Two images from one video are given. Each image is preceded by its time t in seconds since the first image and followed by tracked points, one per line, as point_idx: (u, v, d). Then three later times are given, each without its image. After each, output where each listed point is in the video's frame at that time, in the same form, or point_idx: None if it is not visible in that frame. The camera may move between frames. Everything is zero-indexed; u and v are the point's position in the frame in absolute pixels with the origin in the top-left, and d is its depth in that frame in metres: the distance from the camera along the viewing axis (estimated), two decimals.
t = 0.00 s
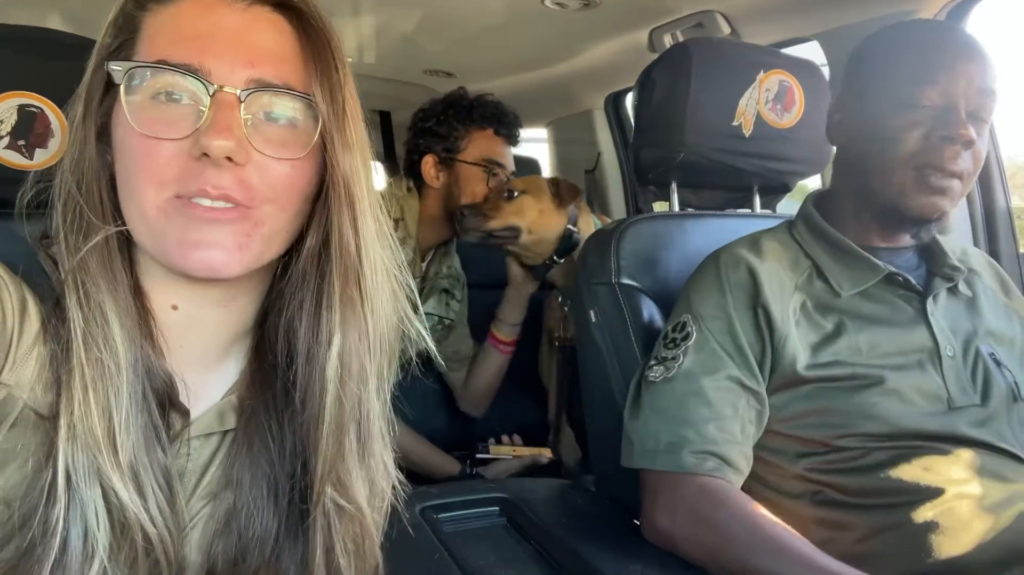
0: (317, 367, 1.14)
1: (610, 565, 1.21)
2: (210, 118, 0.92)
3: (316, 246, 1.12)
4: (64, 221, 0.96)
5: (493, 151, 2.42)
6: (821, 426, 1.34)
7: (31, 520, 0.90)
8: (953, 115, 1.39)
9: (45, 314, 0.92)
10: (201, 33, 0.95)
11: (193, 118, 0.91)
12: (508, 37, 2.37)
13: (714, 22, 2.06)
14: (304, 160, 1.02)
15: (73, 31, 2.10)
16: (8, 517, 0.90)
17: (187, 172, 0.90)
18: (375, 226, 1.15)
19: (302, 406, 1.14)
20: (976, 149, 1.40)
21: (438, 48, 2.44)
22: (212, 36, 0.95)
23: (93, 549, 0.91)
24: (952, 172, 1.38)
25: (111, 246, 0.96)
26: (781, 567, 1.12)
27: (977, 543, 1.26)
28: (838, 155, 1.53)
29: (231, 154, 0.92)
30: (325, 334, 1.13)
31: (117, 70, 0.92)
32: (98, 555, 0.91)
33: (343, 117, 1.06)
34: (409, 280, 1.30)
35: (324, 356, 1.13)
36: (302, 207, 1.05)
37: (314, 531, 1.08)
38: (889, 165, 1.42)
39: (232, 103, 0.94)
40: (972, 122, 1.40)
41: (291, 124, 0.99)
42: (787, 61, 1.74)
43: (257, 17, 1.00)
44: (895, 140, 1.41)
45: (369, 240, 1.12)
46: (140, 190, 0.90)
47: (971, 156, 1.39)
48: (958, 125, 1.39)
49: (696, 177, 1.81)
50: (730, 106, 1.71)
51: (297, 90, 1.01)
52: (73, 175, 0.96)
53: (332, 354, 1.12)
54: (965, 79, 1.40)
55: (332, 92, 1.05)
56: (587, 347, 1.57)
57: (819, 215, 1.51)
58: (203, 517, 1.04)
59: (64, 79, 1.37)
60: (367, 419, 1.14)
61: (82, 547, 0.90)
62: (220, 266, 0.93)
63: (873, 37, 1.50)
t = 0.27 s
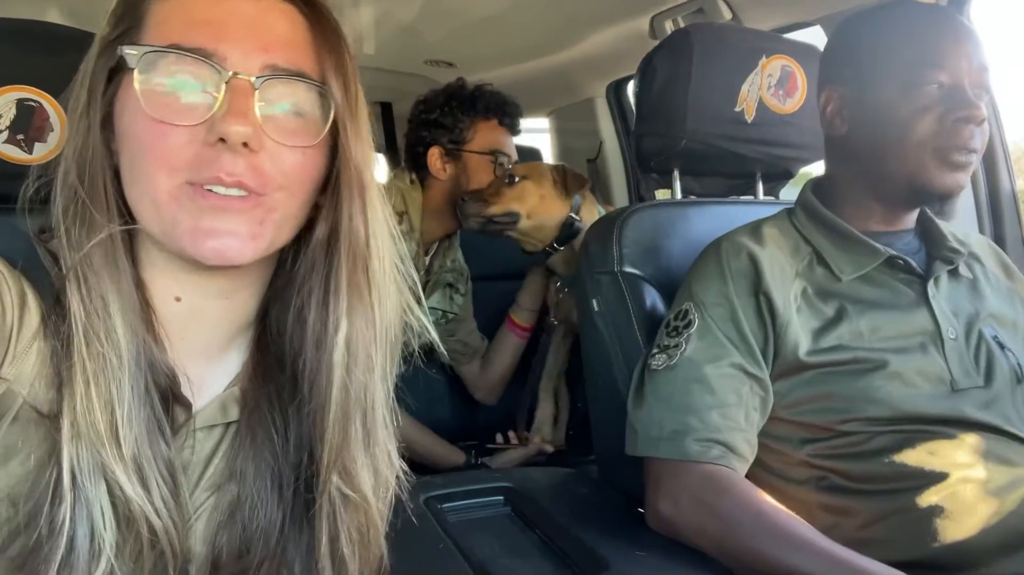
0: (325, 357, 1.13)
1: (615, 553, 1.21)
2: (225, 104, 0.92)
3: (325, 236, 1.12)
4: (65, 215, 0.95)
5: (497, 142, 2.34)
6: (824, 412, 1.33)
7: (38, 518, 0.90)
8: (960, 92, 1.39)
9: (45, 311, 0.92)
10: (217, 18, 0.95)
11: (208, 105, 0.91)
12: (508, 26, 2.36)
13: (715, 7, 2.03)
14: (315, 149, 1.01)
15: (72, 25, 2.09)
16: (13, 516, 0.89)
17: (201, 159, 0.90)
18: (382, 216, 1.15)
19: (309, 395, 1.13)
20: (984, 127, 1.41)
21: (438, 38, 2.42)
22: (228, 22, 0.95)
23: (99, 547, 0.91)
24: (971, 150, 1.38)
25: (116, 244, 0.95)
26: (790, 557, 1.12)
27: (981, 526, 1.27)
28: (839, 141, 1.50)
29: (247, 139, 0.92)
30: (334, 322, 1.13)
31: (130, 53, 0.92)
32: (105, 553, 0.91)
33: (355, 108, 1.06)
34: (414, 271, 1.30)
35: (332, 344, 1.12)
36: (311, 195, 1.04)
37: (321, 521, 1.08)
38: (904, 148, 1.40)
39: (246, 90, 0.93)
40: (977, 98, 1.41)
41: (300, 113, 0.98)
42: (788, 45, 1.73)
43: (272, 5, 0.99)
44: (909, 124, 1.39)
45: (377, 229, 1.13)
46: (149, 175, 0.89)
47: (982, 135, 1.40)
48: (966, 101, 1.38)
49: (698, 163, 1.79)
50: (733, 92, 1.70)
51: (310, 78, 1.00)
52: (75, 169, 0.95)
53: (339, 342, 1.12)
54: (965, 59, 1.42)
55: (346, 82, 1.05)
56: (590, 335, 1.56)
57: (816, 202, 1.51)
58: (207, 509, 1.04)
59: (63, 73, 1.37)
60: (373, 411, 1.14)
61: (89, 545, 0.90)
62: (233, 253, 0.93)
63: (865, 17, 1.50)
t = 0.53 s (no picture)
0: (345, 354, 1.14)
1: (619, 554, 1.21)
2: (241, 105, 0.92)
3: (339, 237, 1.13)
4: (72, 223, 0.94)
5: (505, 148, 2.26)
6: (827, 411, 1.33)
7: (44, 528, 0.89)
8: (964, 86, 1.37)
9: (46, 317, 0.91)
10: (228, 19, 0.95)
11: (222, 106, 0.91)
12: (509, 23, 2.35)
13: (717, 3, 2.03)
14: (326, 149, 1.02)
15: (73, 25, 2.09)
16: (17, 526, 0.88)
17: (219, 160, 0.89)
18: (397, 216, 1.17)
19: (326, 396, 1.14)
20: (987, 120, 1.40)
21: (440, 35, 2.42)
22: (240, 23, 0.95)
23: (106, 559, 0.91)
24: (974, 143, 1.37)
25: (125, 256, 0.94)
26: (794, 556, 1.12)
27: (985, 525, 1.26)
28: (842, 138, 1.49)
29: (266, 139, 0.93)
30: (352, 324, 1.13)
31: (147, 55, 0.91)
32: (112, 564, 0.91)
33: (370, 110, 1.08)
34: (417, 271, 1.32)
35: (355, 341, 1.13)
36: (321, 195, 1.05)
37: (330, 514, 1.10)
38: (908, 143, 1.39)
39: (260, 90, 0.94)
40: (981, 91, 1.40)
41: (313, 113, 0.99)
42: (790, 41, 1.70)
43: (280, 7, 1.00)
44: (912, 120, 1.38)
45: (394, 230, 1.15)
46: (164, 174, 0.88)
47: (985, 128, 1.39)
48: (970, 95, 1.37)
49: (701, 161, 1.79)
50: (736, 89, 1.69)
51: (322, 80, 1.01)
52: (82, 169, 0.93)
53: (365, 338, 1.14)
54: (969, 52, 1.40)
55: (363, 84, 1.08)
56: (593, 333, 1.56)
57: (820, 200, 1.50)
58: (209, 510, 1.04)
59: (64, 74, 1.37)
60: (385, 411, 1.16)
61: (95, 556, 0.90)
62: (250, 268, 0.92)
63: (865, 12, 1.49)
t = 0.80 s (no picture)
0: (340, 353, 1.14)
1: (620, 555, 1.21)
2: (243, 111, 0.92)
3: (337, 239, 1.13)
4: (73, 230, 0.94)
5: (482, 130, 2.31)
6: (828, 413, 1.33)
7: (49, 528, 0.89)
8: (963, 91, 1.38)
9: (49, 317, 0.90)
10: (230, 26, 0.95)
11: (224, 111, 0.91)
12: (511, 24, 2.35)
13: (719, 7, 2.05)
14: (328, 153, 1.02)
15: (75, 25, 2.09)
16: (22, 527, 0.88)
17: (221, 164, 0.90)
18: (394, 216, 1.17)
19: (321, 392, 1.15)
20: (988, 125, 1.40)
21: (441, 36, 2.42)
22: (241, 29, 0.95)
23: (110, 559, 0.91)
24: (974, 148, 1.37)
25: (125, 257, 0.95)
26: (793, 559, 1.11)
27: (986, 529, 1.27)
28: (842, 144, 1.50)
29: (269, 145, 0.93)
30: (346, 325, 1.14)
31: (150, 62, 0.90)
32: (115, 564, 0.91)
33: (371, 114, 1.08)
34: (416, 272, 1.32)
35: (348, 342, 1.14)
36: (323, 199, 1.05)
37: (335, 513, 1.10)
38: (908, 148, 1.39)
39: (262, 96, 0.94)
40: (979, 96, 1.40)
41: (315, 117, 0.99)
42: (792, 45, 1.73)
43: (282, 13, 1.00)
44: (912, 126, 1.38)
45: (388, 230, 1.15)
46: (167, 183, 0.88)
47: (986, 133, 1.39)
48: (969, 100, 1.38)
49: (703, 164, 1.79)
50: (738, 92, 1.70)
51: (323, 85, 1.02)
52: (83, 174, 0.93)
53: (357, 341, 1.14)
54: (967, 58, 1.41)
55: (365, 88, 1.08)
56: (595, 335, 1.56)
57: (820, 203, 1.50)
58: (213, 511, 1.03)
59: (67, 75, 1.37)
60: (380, 413, 1.16)
61: (99, 555, 0.90)
62: (258, 266, 0.93)
63: (863, 20, 1.50)
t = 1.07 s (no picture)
0: (342, 354, 1.14)
1: (620, 557, 1.21)
2: (248, 113, 0.92)
3: (339, 240, 1.13)
4: (76, 232, 0.94)
5: (440, 103, 2.29)
6: (829, 416, 1.33)
7: (51, 528, 0.89)
8: (962, 96, 1.38)
9: (52, 317, 0.90)
10: (235, 28, 0.95)
11: (229, 113, 0.91)
12: (512, 25, 2.36)
13: (720, 10, 2.04)
14: (332, 154, 1.02)
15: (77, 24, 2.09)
16: (23, 526, 0.88)
17: (224, 167, 0.89)
18: (396, 217, 1.18)
19: (324, 394, 1.14)
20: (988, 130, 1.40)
21: (442, 37, 2.42)
22: (246, 31, 0.95)
23: (111, 559, 0.91)
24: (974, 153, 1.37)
25: (128, 258, 0.94)
26: (792, 561, 1.12)
27: (985, 533, 1.27)
28: (842, 149, 1.50)
29: (272, 148, 0.93)
30: (350, 324, 1.14)
31: (155, 64, 0.91)
32: (116, 563, 0.91)
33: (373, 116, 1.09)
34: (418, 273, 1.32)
35: (351, 344, 1.14)
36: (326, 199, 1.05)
37: (337, 513, 1.10)
38: (908, 153, 1.39)
39: (267, 98, 0.94)
40: (979, 102, 1.41)
41: (319, 119, 0.99)
42: (794, 49, 1.74)
43: (286, 15, 1.00)
44: (912, 130, 1.39)
45: (390, 230, 1.15)
46: (172, 186, 0.88)
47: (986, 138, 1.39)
48: (969, 105, 1.38)
49: (703, 167, 1.80)
50: (739, 96, 1.70)
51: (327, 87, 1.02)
52: (88, 176, 0.93)
53: (359, 344, 1.14)
54: (967, 64, 1.42)
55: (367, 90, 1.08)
56: (595, 337, 1.56)
57: (821, 207, 1.50)
58: (214, 510, 1.03)
59: (70, 74, 1.37)
60: (381, 415, 1.16)
61: (100, 555, 0.90)
62: (262, 257, 0.93)
63: (863, 25, 1.50)
